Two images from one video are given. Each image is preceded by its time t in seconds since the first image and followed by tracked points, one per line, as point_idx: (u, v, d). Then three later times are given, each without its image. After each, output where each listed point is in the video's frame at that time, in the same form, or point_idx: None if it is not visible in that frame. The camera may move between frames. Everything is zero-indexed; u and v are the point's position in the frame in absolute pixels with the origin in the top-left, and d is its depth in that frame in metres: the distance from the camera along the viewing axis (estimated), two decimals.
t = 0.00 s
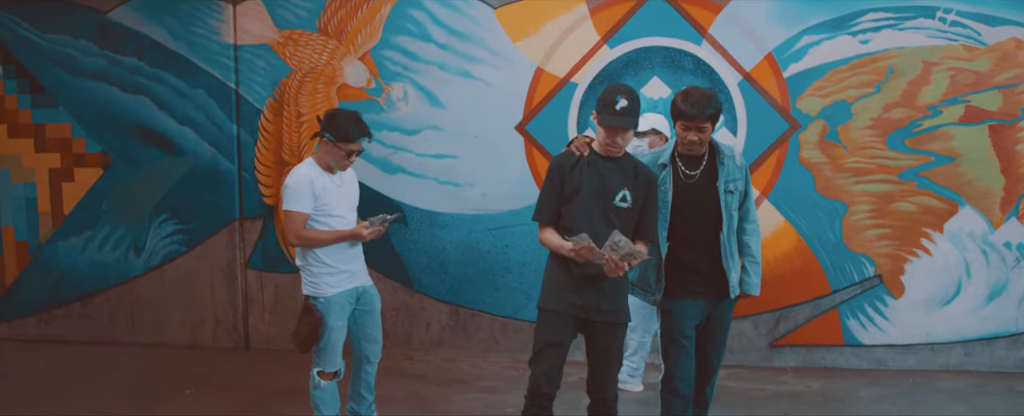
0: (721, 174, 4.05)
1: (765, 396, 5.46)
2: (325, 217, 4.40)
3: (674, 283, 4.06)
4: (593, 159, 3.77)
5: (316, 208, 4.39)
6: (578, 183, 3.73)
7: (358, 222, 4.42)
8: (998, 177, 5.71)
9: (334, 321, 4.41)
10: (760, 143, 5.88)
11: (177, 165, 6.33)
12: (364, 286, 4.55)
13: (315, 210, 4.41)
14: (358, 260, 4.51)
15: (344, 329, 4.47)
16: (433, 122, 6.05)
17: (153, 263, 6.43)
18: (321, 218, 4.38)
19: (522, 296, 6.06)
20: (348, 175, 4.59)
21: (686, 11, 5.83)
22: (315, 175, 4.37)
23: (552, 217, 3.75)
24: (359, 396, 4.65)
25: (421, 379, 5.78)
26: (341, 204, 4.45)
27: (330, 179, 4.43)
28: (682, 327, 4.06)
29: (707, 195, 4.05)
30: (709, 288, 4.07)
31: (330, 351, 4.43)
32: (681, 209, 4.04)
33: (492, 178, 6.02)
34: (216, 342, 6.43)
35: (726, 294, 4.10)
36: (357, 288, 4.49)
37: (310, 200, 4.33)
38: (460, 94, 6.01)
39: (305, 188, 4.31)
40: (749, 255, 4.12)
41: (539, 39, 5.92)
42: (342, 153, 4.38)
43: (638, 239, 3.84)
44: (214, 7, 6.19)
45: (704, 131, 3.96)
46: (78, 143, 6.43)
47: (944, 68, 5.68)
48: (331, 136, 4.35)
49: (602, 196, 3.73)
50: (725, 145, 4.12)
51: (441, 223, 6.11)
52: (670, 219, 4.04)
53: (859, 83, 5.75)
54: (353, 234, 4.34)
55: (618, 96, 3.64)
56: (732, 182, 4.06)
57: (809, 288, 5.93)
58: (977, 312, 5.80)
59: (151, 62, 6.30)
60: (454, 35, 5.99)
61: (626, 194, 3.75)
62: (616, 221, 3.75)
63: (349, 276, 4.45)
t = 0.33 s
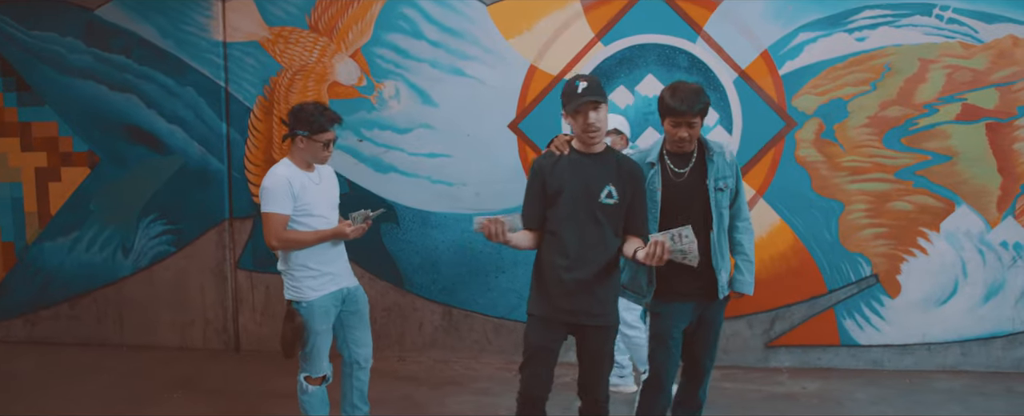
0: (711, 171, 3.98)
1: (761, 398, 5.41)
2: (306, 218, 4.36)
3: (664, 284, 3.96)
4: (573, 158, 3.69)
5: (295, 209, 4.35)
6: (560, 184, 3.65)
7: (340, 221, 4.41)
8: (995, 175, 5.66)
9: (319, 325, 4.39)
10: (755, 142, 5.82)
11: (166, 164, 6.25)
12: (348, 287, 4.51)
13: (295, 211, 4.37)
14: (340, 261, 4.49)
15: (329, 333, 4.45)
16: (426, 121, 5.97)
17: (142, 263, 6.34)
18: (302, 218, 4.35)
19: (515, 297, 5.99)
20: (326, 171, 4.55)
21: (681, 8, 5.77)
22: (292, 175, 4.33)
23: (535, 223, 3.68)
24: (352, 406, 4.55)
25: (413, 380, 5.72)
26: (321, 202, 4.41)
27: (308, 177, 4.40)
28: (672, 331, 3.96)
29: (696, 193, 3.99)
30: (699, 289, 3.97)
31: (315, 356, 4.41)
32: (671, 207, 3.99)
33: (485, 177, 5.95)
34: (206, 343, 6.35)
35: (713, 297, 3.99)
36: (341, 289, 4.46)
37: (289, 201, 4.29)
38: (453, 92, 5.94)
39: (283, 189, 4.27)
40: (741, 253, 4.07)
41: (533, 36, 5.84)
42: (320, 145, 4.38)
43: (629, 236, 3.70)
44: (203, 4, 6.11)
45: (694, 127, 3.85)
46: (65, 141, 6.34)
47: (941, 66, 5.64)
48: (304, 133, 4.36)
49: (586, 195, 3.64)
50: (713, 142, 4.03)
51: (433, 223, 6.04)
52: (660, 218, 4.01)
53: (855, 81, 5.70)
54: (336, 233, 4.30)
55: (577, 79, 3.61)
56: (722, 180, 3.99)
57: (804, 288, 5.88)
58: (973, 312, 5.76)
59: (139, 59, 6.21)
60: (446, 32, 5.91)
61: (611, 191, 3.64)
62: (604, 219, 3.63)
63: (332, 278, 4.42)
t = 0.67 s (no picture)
0: (687, 166, 3.85)
1: (753, 397, 5.35)
2: (293, 216, 4.31)
3: (639, 287, 3.84)
4: (536, 153, 3.62)
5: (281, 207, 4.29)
6: (522, 182, 3.59)
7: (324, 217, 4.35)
8: (989, 172, 5.59)
9: (303, 324, 4.32)
10: (747, 138, 5.74)
11: (149, 161, 6.15)
12: (331, 285, 4.46)
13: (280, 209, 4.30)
14: (324, 259, 4.41)
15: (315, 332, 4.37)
16: (413, 117, 5.88)
17: (125, 262, 6.24)
18: (288, 216, 4.29)
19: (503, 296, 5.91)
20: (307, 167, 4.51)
21: (672, 2, 5.68)
22: (277, 173, 4.26)
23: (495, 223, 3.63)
24: (337, 403, 4.48)
25: (400, 381, 5.65)
26: (306, 200, 4.37)
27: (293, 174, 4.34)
28: (650, 336, 3.84)
29: (672, 190, 3.85)
30: (674, 292, 3.86)
31: (300, 355, 4.33)
32: (647, 205, 3.84)
33: (472, 173, 5.86)
34: (191, 343, 6.26)
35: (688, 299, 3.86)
36: (326, 287, 4.40)
37: (276, 200, 4.22)
38: (441, 88, 5.84)
39: (270, 187, 4.20)
40: (720, 252, 3.89)
41: (521, 31, 5.75)
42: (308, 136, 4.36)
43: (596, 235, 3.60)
44: None
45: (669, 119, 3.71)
46: (46, 138, 6.24)
47: (935, 61, 5.56)
48: (294, 126, 4.32)
49: (549, 193, 3.57)
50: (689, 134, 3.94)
51: (421, 221, 5.95)
52: (635, 215, 3.85)
53: (848, 76, 5.62)
54: (325, 230, 4.26)
55: (535, 72, 3.55)
56: (699, 176, 3.85)
57: (795, 287, 5.81)
58: (967, 310, 5.69)
59: (121, 55, 6.10)
60: (434, 27, 5.82)
61: (573, 188, 3.56)
62: (568, 217, 3.56)
63: (318, 276, 4.35)
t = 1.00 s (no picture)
0: (661, 160, 3.68)
1: (743, 395, 5.28)
2: (277, 214, 4.23)
3: (613, 287, 3.71)
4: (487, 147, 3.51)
5: (265, 205, 4.20)
6: (474, 177, 3.49)
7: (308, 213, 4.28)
8: (982, 166, 5.52)
9: (288, 319, 4.26)
10: (738, 132, 5.67)
11: (131, 156, 6.04)
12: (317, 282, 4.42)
13: (264, 208, 4.22)
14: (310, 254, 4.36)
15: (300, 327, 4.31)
16: (399, 111, 5.79)
17: (107, 259, 6.14)
18: (272, 215, 4.21)
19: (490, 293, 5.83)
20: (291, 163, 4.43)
21: None
22: (259, 171, 4.17)
23: (448, 220, 3.56)
24: (306, 394, 4.49)
25: (386, 379, 5.58)
26: (289, 195, 4.29)
27: (278, 173, 4.26)
28: (630, 336, 3.69)
29: (647, 185, 3.69)
30: (651, 293, 3.70)
31: (285, 352, 4.27)
32: (620, 201, 3.69)
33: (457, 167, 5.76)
34: (174, 341, 6.17)
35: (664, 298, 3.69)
36: (312, 283, 4.35)
37: (259, 199, 4.14)
38: (426, 81, 5.75)
39: (253, 187, 4.11)
40: (698, 250, 3.68)
41: (508, 23, 5.66)
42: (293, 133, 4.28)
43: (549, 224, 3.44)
44: None
45: (642, 101, 3.59)
46: (26, 133, 6.13)
47: (928, 54, 5.48)
48: (276, 125, 4.23)
49: (501, 186, 3.45)
50: (665, 126, 3.77)
51: (407, 216, 5.86)
52: (609, 213, 3.70)
53: (840, 69, 5.55)
54: (309, 226, 4.17)
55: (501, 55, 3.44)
56: (676, 169, 3.68)
57: (786, 282, 5.75)
58: (960, 305, 5.63)
59: (102, 48, 5.99)
60: (419, 19, 5.72)
61: (524, 177, 3.43)
62: (520, 208, 3.43)
63: (305, 272, 4.31)
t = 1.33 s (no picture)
0: (642, 154, 3.55)
1: (736, 392, 5.22)
2: (270, 207, 4.18)
3: (594, 288, 3.57)
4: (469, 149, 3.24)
5: (258, 198, 4.17)
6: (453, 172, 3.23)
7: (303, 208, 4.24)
8: (978, 161, 5.46)
9: (282, 312, 4.23)
10: (731, 127, 5.59)
11: (115, 150, 5.95)
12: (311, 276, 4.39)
13: (258, 200, 4.19)
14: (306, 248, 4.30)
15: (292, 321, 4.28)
16: (388, 104, 5.70)
17: (92, 254, 6.05)
18: (265, 207, 4.17)
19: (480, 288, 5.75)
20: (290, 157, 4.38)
21: None
22: (254, 163, 4.12)
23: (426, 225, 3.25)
24: (286, 391, 4.55)
25: (375, 375, 5.51)
26: (284, 188, 4.24)
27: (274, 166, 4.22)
28: (613, 338, 3.54)
29: (628, 181, 3.56)
30: (635, 291, 3.53)
31: (278, 344, 4.22)
32: (601, 199, 3.56)
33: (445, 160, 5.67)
34: (161, 337, 6.09)
35: (648, 297, 3.52)
36: (303, 277, 4.30)
37: (252, 191, 4.10)
38: (415, 73, 5.66)
39: (245, 180, 4.06)
40: (682, 247, 3.51)
41: (499, 15, 5.58)
42: (287, 129, 4.22)
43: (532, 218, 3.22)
44: None
45: (622, 91, 3.46)
46: (9, 126, 6.04)
47: (924, 47, 5.41)
48: (270, 121, 4.20)
49: (482, 180, 3.21)
50: (647, 120, 3.65)
51: (397, 211, 5.78)
52: (590, 213, 3.58)
53: (835, 62, 5.48)
54: (301, 220, 4.15)
55: (475, 48, 3.23)
56: (658, 164, 3.53)
57: (779, 278, 5.68)
58: (955, 302, 5.57)
59: (85, 39, 5.89)
60: (408, 11, 5.63)
61: (506, 171, 3.22)
62: (504, 204, 3.21)
63: (297, 265, 4.26)
